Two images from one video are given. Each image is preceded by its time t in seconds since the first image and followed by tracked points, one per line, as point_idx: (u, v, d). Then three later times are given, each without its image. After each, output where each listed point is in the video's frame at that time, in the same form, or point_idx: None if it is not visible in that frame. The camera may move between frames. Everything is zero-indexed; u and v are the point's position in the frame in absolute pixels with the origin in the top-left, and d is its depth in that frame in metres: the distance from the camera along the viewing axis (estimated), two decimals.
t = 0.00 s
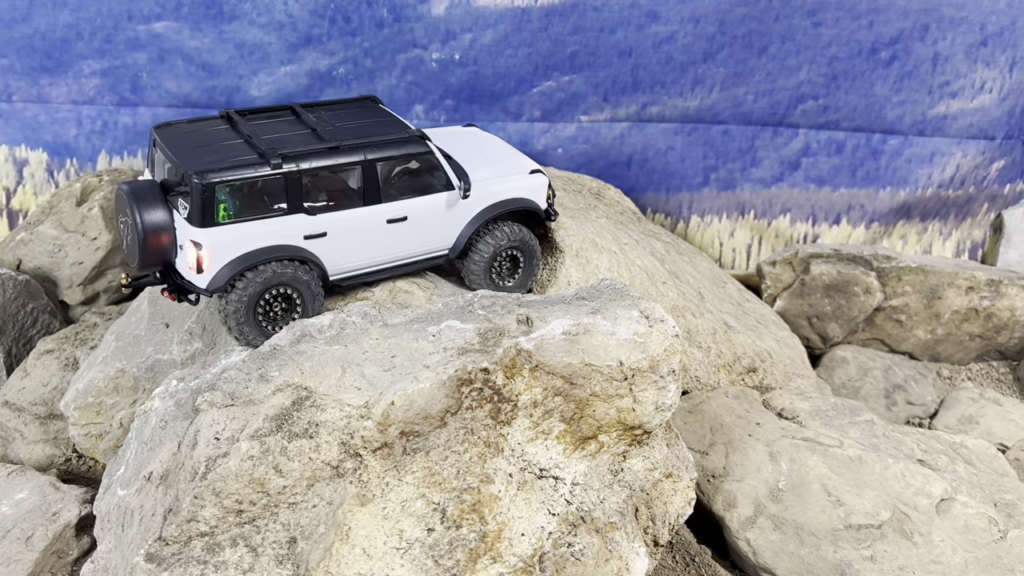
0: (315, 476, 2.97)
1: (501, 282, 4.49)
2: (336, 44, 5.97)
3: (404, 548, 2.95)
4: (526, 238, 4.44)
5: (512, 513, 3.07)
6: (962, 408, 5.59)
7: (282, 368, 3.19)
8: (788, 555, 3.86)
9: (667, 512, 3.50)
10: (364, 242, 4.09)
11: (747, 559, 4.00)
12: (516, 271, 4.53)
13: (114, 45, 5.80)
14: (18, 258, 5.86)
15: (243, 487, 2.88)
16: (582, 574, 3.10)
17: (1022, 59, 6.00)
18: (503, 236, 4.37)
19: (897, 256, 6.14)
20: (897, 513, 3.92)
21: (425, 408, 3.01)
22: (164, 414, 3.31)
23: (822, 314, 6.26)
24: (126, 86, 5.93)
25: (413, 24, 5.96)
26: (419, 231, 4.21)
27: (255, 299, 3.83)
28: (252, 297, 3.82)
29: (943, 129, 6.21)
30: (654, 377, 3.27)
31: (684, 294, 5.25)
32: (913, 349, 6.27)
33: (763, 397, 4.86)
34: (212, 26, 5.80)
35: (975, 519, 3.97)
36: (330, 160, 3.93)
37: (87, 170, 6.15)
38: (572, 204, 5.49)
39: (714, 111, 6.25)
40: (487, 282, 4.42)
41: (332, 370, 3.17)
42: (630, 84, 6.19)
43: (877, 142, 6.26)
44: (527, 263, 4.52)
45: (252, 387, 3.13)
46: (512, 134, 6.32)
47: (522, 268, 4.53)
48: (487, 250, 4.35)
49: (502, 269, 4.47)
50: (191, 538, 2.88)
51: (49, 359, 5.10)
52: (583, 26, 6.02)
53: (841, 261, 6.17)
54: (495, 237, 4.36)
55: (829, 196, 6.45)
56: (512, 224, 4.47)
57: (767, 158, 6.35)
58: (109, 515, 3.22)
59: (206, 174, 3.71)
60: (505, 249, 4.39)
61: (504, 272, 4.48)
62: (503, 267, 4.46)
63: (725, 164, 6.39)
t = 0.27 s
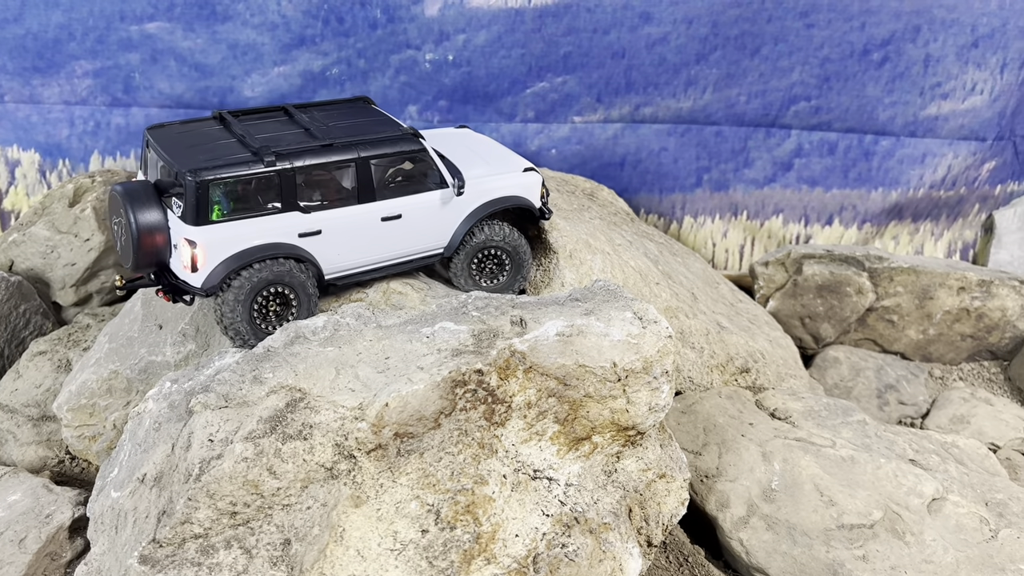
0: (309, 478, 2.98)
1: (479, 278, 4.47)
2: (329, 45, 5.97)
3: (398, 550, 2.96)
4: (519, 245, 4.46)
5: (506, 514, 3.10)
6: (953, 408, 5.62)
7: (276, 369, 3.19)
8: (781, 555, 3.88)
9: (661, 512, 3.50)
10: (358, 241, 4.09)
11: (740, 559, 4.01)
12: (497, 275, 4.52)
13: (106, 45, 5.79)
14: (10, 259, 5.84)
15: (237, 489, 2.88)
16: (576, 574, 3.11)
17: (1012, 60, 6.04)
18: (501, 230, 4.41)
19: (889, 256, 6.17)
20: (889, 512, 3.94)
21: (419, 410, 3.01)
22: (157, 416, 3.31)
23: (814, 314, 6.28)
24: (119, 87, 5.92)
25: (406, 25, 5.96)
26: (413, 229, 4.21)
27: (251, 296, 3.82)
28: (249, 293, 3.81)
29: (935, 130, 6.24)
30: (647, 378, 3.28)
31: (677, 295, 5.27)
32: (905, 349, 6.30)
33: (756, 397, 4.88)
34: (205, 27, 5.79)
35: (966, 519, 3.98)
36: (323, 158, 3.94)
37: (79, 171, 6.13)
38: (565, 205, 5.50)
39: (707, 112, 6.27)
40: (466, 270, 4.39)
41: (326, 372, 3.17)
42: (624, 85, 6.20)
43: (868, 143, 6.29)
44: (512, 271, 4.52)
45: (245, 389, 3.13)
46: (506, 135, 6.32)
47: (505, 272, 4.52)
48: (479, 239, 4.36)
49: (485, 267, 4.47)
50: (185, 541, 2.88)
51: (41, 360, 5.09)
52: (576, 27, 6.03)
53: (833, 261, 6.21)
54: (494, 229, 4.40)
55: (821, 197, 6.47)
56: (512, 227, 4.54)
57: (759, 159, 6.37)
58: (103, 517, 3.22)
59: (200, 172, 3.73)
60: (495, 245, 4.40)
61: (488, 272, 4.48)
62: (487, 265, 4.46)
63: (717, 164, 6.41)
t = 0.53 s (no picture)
0: (304, 477, 2.98)
1: (470, 272, 4.46)
2: (324, 44, 5.96)
3: (393, 549, 2.95)
4: (515, 245, 4.46)
5: (501, 513, 3.09)
6: (948, 406, 5.63)
7: (271, 369, 3.19)
8: (776, 554, 3.89)
9: (656, 510, 3.51)
10: (353, 239, 4.09)
11: (735, 557, 4.02)
12: (489, 274, 4.50)
13: (101, 44, 5.78)
14: (4, 258, 5.83)
15: (232, 488, 2.88)
16: (571, 572, 3.12)
17: (1006, 61, 6.07)
18: (499, 226, 4.43)
19: (883, 256, 6.19)
20: (883, 511, 3.95)
21: (414, 409, 3.01)
22: (152, 415, 3.31)
23: (809, 314, 6.30)
24: (113, 86, 5.91)
25: (401, 24, 5.96)
26: (408, 227, 4.21)
27: (246, 292, 3.82)
28: (245, 290, 3.81)
29: (929, 129, 6.26)
30: (642, 377, 3.29)
31: (672, 294, 5.27)
32: (899, 348, 6.31)
33: (751, 396, 4.89)
34: (200, 26, 5.78)
35: (960, 517, 4.00)
36: (317, 155, 3.94)
37: (74, 170, 6.12)
38: (561, 204, 5.51)
39: (702, 112, 6.28)
40: (460, 263, 4.38)
41: (321, 371, 3.17)
42: (619, 85, 6.20)
43: (863, 143, 6.31)
44: (505, 271, 4.49)
45: (240, 388, 3.13)
46: (501, 135, 6.32)
47: (498, 271, 4.50)
48: (476, 232, 4.38)
49: (479, 264, 4.46)
50: (180, 540, 2.88)
51: (36, 359, 5.09)
52: (571, 27, 6.04)
53: (828, 261, 6.23)
54: (492, 224, 4.43)
55: (816, 196, 6.49)
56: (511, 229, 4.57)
57: (754, 158, 6.38)
58: (98, 516, 3.21)
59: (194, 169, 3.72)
60: (491, 241, 4.41)
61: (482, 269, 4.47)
62: (481, 261, 4.46)
63: (713, 164, 6.42)
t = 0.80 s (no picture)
0: (305, 475, 2.98)
1: (474, 274, 4.47)
2: (323, 43, 5.96)
3: (395, 546, 2.96)
4: (518, 245, 4.49)
5: (503, 510, 3.09)
6: (946, 405, 5.65)
7: (273, 366, 3.19)
8: (776, 551, 3.89)
9: (656, 508, 3.52)
10: (352, 235, 4.09)
11: (735, 555, 4.02)
12: (492, 274, 4.53)
13: (99, 43, 5.77)
14: (3, 256, 5.83)
15: (234, 485, 2.88)
16: (572, 570, 3.13)
17: (1004, 60, 6.08)
18: (504, 228, 4.44)
19: (881, 255, 6.21)
20: (882, 508, 3.97)
21: (416, 406, 3.02)
22: (153, 412, 3.31)
23: (808, 313, 6.31)
24: (112, 84, 5.90)
25: (400, 23, 5.96)
26: (407, 223, 4.21)
27: (247, 290, 3.82)
28: (246, 287, 3.82)
29: (927, 129, 6.28)
30: (643, 375, 3.30)
31: (671, 292, 5.28)
32: (898, 347, 6.33)
33: (749, 395, 4.90)
34: (199, 24, 5.77)
35: (959, 515, 4.01)
36: (314, 151, 3.94)
37: (72, 169, 6.11)
38: (560, 203, 5.51)
39: (701, 111, 6.29)
40: (463, 263, 4.39)
41: (322, 368, 3.17)
42: (618, 84, 6.21)
43: (861, 142, 6.32)
44: (508, 271, 4.53)
45: (241, 386, 3.13)
46: (500, 133, 6.32)
47: (501, 270, 4.53)
48: (482, 234, 4.38)
49: (482, 264, 4.48)
50: (181, 537, 2.88)
51: (36, 357, 5.09)
52: (570, 26, 6.04)
53: (826, 260, 6.24)
54: (498, 226, 4.43)
55: (814, 195, 6.50)
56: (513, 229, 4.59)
57: (753, 157, 6.39)
58: (99, 514, 3.21)
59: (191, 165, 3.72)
60: (496, 242, 4.42)
61: (485, 269, 4.49)
62: (484, 262, 4.48)
63: (711, 163, 6.43)
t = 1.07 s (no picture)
0: (304, 475, 2.98)
1: (469, 273, 4.46)
2: (322, 43, 5.95)
3: (394, 546, 2.95)
4: (513, 245, 4.47)
5: (502, 511, 3.09)
6: (944, 405, 5.64)
7: (271, 367, 3.19)
8: (775, 552, 3.89)
9: (655, 508, 3.51)
10: (351, 234, 4.09)
11: (734, 556, 4.02)
12: (487, 275, 4.51)
13: (98, 42, 5.76)
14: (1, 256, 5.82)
15: (233, 486, 2.87)
16: (571, 571, 3.12)
17: (1003, 60, 6.08)
18: (500, 227, 4.44)
19: (880, 255, 6.21)
20: (881, 509, 3.96)
21: (415, 406, 3.01)
22: (152, 413, 3.31)
23: (807, 313, 6.31)
24: (110, 84, 5.89)
25: (399, 23, 5.95)
26: (406, 222, 4.21)
27: (246, 290, 3.82)
28: (245, 288, 3.82)
29: (926, 129, 6.28)
30: (642, 375, 3.29)
31: (670, 293, 5.28)
32: (897, 347, 6.33)
33: (749, 395, 4.90)
34: (198, 24, 5.77)
35: (958, 515, 4.01)
36: (313, 150, 3.93)
37: (70, 169, 6.10)
38: (559, 203, 5.51)
39: (700, 111, 6.29)
40: (458, 261, 4.37)
41: (321, 369, 3.16)
42: (617, 83, 6.20)
43: (860, 142, 6.32)
44: (503, 272, 4.51)
45: (240, 386, 3.12)
46: (499, 133, 6.32)
47: (496, 271, 4.51)
48: (476, 232, 4.38)
49: (477, 263, 4.47)
50: (180, 538, 2.87)
51: (34, 357, 5.08)
52: (569, 26, 6.04)
53: (825, 260, 6.25)
54: (493, 225, 4.43)
55: (813, 195, 6.50)
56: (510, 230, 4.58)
57: (752, 157, 6.39)
58: (97, 514, 3.21)
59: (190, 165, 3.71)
60: (491, 241, 4.41)
61: (480, 268, 4.48)
62: (479, 261, 4.46)
63: (710, 163, 6.43)
